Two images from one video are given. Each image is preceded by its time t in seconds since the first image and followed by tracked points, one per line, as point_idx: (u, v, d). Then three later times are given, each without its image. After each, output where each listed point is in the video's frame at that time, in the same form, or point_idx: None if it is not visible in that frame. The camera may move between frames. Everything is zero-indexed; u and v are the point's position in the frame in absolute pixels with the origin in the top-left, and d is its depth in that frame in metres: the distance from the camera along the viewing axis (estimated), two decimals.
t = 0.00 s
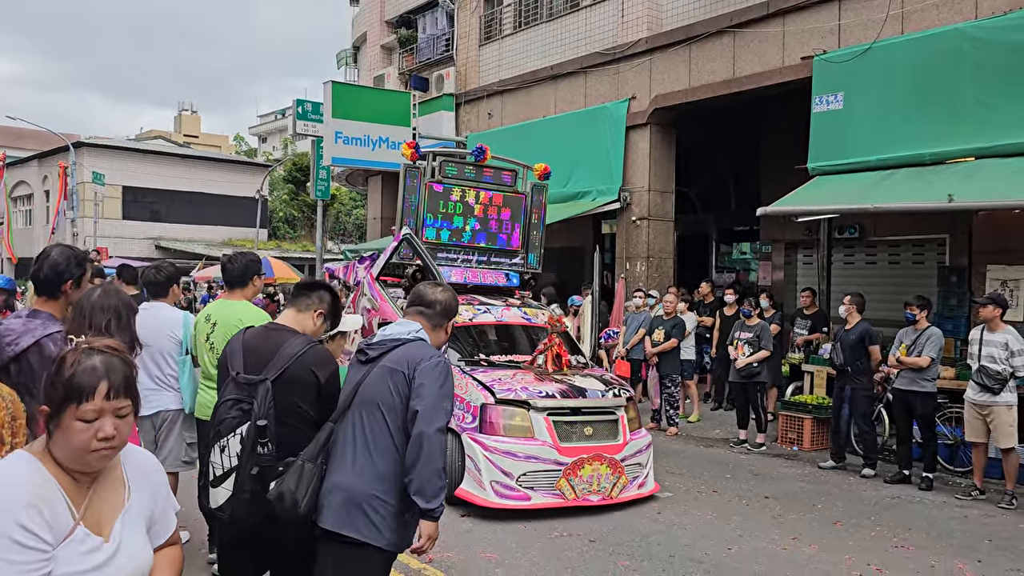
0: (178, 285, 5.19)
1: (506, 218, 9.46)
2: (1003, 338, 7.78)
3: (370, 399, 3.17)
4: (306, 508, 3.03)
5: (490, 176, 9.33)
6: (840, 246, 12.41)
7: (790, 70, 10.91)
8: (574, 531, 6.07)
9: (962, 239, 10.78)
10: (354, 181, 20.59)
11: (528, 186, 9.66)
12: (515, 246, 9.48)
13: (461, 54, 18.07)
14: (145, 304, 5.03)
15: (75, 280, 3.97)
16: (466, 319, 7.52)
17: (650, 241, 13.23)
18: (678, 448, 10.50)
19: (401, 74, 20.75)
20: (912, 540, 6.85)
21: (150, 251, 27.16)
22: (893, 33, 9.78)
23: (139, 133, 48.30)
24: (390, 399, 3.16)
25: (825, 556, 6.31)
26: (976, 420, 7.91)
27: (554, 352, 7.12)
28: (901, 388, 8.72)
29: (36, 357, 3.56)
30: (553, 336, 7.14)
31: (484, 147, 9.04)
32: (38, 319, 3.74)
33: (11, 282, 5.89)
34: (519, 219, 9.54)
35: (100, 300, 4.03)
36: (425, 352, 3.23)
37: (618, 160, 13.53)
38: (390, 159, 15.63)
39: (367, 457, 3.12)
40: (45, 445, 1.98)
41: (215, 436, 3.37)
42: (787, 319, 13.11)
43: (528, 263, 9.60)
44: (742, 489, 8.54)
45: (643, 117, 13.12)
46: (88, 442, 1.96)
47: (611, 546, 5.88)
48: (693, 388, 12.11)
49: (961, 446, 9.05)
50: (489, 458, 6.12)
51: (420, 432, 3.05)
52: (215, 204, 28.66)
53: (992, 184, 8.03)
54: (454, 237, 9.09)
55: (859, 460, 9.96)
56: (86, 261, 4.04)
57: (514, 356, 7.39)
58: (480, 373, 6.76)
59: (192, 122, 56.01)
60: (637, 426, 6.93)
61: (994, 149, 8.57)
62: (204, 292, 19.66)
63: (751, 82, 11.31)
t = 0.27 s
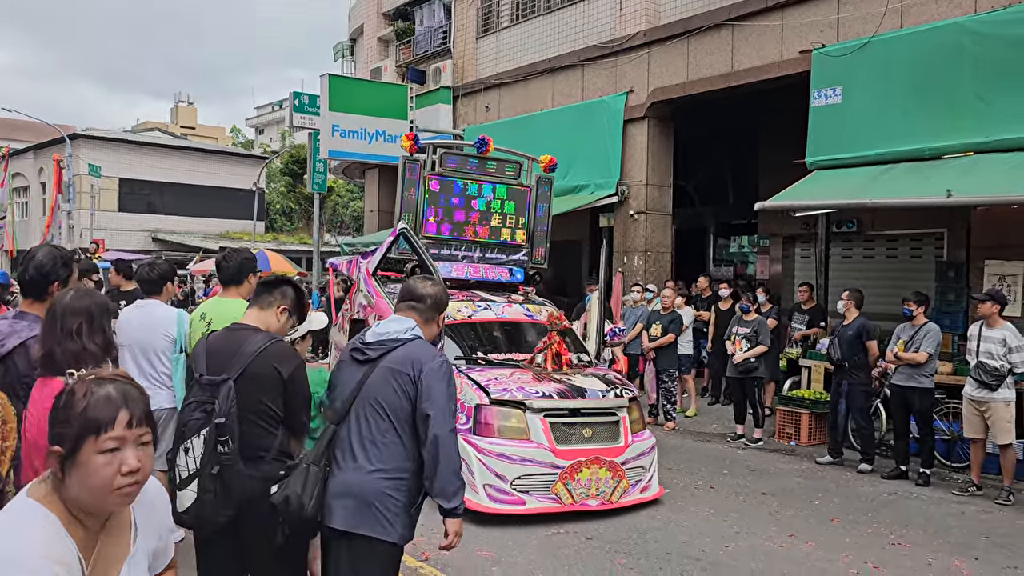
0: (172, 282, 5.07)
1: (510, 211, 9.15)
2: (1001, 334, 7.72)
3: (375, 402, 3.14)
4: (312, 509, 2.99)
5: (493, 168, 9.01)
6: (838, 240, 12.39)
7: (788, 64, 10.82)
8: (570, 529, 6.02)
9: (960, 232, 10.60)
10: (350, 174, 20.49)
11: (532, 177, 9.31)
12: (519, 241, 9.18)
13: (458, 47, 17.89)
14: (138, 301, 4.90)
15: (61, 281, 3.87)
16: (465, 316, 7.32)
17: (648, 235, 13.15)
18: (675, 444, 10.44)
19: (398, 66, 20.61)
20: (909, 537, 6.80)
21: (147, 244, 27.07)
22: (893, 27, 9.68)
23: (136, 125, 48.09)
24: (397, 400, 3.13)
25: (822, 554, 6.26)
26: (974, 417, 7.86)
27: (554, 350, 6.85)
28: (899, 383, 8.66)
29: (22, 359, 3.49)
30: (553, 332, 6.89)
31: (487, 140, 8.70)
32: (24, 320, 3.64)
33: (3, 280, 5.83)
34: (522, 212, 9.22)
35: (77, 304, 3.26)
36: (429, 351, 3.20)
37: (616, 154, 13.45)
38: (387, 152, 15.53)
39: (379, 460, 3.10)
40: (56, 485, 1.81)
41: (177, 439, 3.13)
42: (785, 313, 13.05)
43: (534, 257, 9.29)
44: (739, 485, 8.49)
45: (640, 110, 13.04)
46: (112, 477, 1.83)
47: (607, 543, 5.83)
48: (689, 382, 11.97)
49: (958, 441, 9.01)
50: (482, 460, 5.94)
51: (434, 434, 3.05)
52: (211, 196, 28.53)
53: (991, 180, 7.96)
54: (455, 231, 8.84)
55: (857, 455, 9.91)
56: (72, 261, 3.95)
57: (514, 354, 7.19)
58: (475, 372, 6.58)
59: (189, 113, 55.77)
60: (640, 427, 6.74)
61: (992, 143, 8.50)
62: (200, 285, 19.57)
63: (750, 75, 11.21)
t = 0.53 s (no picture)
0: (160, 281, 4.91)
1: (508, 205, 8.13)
2: (993, 327, 7.66)
3: (357, 405, 3.04)
4: (304, 521, 2.87)
5: (490, 158, 7.97)
6: (829, 233, 12.19)
7: (781, 56, 10.74)
8: (563, 525, 5.95)
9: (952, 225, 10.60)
10: (341, 167, 20.34)
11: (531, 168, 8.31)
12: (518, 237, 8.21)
13: (449, 39, 17.71)
14: (126, 298, 4.73)
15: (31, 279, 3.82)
16: (458, 313, 6.97)
17: (640, 228, 13.05)
18: (667, 437, 10.39)
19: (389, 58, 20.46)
20: (902, 532, 6.76)
21: (137, 237, 26.87)
22: (885, 19, 9.61)
23: (126, 118, 47.78)
24: (379, 403, 3.03)
25: (816, 549, 6.21)
26: (966, 410, 7.82)
27: (548, 347, 6.72)
28: (891, 377, 8.62)
29: None
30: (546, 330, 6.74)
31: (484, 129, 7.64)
32: None
33: None
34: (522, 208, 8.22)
35: (44, 304, 2.99)
36: (409, 350, 3.09)
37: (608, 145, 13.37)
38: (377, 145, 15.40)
39: (366, 464, 3.01)
40: (82, 554, 1.67)
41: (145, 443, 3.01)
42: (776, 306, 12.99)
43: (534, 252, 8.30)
44: (732, 479, 8.43)
45: (632, 103, 12.95)
46: (146, 542, 1.72)
47: (600, 540, 5.76)
48: (682, 375, 11.95)
49: (950, 434, 8.95)
50: (471, 462, 5.76)
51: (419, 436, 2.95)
52: (201, 189, 28.32)
53: (983, 173, 7.90)
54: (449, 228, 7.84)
55: (849, 448, 9.87)
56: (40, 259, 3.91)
57: (508, 351, 6.85)
58: (466, 370, 6.37)
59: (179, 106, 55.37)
60: (639, 427, 6.53)
61: (984, 136, 8.44)
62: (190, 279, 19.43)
63: (742, 68, 11.12)
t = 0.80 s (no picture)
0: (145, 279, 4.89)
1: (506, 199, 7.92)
2: (984, 321, 7.67)
3: (321, 415, 2.92)
4: (276, 531, 2.86)
5: (485, 150, 7.77)
6: (821, 226, 12.28)
7: (772, 50, 10.69)
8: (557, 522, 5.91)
9: (942, 217, 10.58)
10: (332, 163, 20.24)
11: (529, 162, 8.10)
12: (516, 231, 7.97)
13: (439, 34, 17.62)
14: (115, 296, 4.64)
15: None
16: (451, 310, 6.81)
17: (631, 223, 13.02)
18: (660, 432, 10.37)
19: (380, 53, 20.31)
20: (895, 525, 6.76)
21: (126, 233, 26.69)
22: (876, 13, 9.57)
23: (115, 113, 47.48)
24: (343, 413, 2.89)
25: (809, 543, 6.20)
26: (958, 403, 7.82)
27: (542, 345, 6.43)
28: (883, 370, 8.63)
29: None
30: (540, 326, 6.48)
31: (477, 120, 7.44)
32: None
33: None
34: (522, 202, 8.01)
35: (22, 305, 2.94)
36: (372, 355, 2.91)
37: (599, 139, 13.34)
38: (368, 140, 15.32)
39: (333, 475, 2.91)
40: (91, 538, 1.63)
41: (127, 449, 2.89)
42: (768, 300, 12.98)
43: (533, 248, 8.07)
44: (724, 473, 8.42)
45: (624, 97, 12.90)
46: (153, 512, 1.73)
47: (594, 536, 5.73)
48: (674, 370, 11.95)
49: (941, 427, 8.97)
50: (458, 465, 5.59)
51: (384, 449, 2.82)
52: (191, 185, 28.15)
53: (973, 167, 7.89)
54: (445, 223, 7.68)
55: (841, 442, 9.87)
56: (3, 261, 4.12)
57: (503, 350, 6.67)
58: (455, 369, 6.17)
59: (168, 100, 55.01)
60: (636, 427, 6.32)
61: (974, 130, 8.44)
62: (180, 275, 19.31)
63: (733, 62, 11.07)
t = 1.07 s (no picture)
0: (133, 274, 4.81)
1: (505, 194, 7.88)
2: (978, 316, 7.69)
3: (271, 431, 2.80)
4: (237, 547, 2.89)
5: (484, 145, 7.74)
6: (815, 222, 12.24)
7: (766, 46, 10.69)
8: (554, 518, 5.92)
9: (936, 212, 10.61)
10: (326, 159, 20.19)
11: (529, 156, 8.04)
12: (516, 227, 7.96)
13: (433, 30, 17.58)
14: (101, 293, 4.64)
15: None
16: (446, 308, 6.69)
17: (626, 219, 13.02)
18: (656, 428, 10.38)
19: (373, 49, 20.25)
20: (890, 520, 6.78)
21: (120, 231, 26.60)
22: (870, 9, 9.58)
23: (107, 110, 47.27)
24: (292, 431, 2.76)
25: (805, 538, 6.22)
26: (952, 398, 7.85)
27: (537, 344, 6.30)
28: (878, 365, 8.65)
29: None
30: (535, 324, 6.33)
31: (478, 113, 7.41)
32: None
33: None
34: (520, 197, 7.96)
35: (27, 305, 2.92)
36: (321, 368, 2.77)
37: (594, 136, 13.33)
38: (362, 137, 15.28)
39: (287, 493, 2.79)
40: (67, 491, 1.69)
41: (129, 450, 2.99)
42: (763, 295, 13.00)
43: (532, 244, 8.07)
44: (720, 469, 8.43)
45: (618, 93, 12.89)
46: (117, 466, 1.82)
47: (591, 532, 5.74)
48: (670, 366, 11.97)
49: (935, 422, 9.01)
50: (446, 468, 5.35)
51: (332, 466, 2.68)
52: (184, 182, 28.06)
53: (966, 163, 7.91)
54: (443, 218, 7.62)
55: (835, 437, 9.90)
56: None
57: (499, 348, 6.55)
58: (446, 369, 5.96)
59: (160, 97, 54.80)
60: (636, 429, 6.05)
61: (967, 125, 8.47)
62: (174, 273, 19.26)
63: (727, 58, 11.06)
